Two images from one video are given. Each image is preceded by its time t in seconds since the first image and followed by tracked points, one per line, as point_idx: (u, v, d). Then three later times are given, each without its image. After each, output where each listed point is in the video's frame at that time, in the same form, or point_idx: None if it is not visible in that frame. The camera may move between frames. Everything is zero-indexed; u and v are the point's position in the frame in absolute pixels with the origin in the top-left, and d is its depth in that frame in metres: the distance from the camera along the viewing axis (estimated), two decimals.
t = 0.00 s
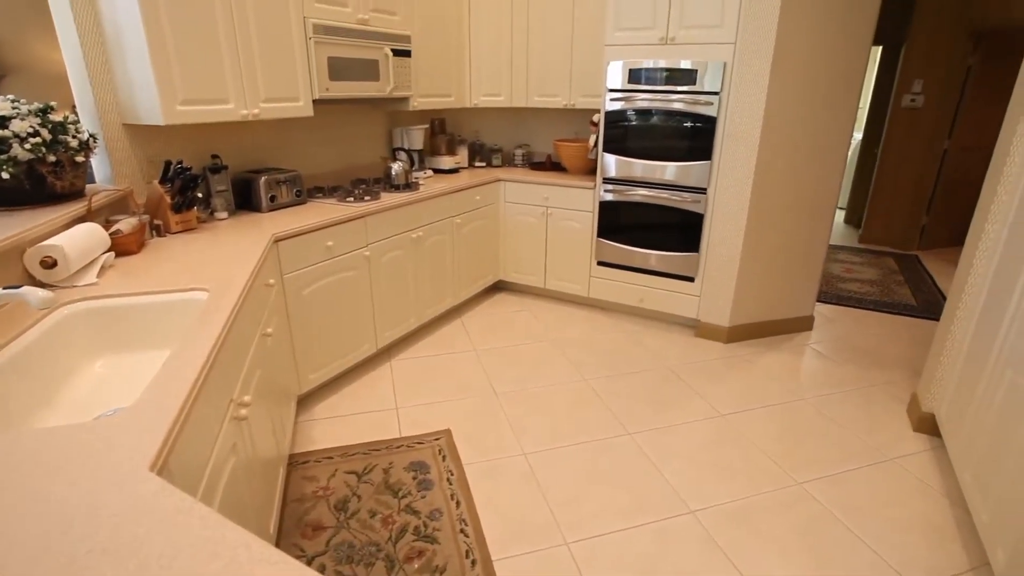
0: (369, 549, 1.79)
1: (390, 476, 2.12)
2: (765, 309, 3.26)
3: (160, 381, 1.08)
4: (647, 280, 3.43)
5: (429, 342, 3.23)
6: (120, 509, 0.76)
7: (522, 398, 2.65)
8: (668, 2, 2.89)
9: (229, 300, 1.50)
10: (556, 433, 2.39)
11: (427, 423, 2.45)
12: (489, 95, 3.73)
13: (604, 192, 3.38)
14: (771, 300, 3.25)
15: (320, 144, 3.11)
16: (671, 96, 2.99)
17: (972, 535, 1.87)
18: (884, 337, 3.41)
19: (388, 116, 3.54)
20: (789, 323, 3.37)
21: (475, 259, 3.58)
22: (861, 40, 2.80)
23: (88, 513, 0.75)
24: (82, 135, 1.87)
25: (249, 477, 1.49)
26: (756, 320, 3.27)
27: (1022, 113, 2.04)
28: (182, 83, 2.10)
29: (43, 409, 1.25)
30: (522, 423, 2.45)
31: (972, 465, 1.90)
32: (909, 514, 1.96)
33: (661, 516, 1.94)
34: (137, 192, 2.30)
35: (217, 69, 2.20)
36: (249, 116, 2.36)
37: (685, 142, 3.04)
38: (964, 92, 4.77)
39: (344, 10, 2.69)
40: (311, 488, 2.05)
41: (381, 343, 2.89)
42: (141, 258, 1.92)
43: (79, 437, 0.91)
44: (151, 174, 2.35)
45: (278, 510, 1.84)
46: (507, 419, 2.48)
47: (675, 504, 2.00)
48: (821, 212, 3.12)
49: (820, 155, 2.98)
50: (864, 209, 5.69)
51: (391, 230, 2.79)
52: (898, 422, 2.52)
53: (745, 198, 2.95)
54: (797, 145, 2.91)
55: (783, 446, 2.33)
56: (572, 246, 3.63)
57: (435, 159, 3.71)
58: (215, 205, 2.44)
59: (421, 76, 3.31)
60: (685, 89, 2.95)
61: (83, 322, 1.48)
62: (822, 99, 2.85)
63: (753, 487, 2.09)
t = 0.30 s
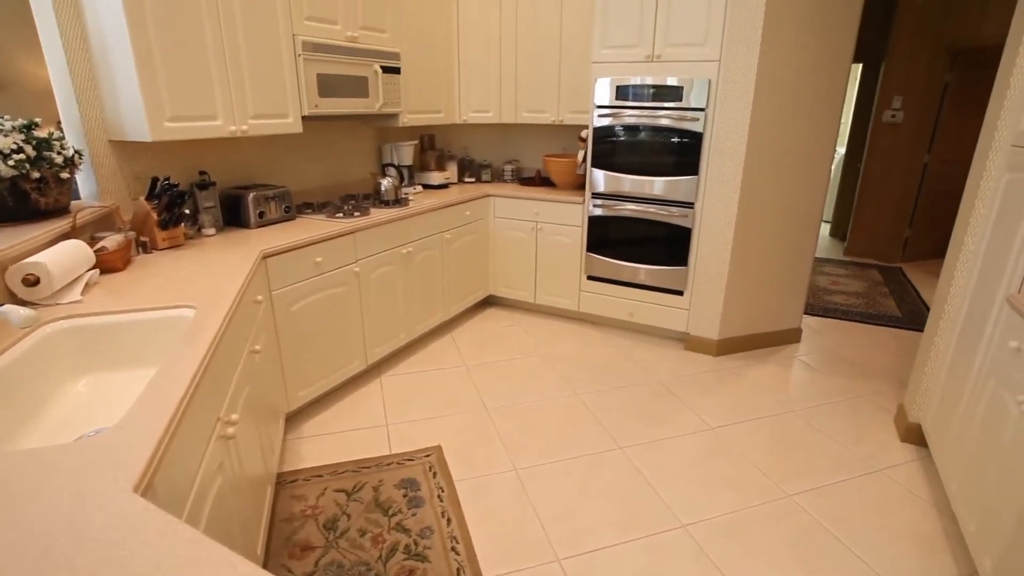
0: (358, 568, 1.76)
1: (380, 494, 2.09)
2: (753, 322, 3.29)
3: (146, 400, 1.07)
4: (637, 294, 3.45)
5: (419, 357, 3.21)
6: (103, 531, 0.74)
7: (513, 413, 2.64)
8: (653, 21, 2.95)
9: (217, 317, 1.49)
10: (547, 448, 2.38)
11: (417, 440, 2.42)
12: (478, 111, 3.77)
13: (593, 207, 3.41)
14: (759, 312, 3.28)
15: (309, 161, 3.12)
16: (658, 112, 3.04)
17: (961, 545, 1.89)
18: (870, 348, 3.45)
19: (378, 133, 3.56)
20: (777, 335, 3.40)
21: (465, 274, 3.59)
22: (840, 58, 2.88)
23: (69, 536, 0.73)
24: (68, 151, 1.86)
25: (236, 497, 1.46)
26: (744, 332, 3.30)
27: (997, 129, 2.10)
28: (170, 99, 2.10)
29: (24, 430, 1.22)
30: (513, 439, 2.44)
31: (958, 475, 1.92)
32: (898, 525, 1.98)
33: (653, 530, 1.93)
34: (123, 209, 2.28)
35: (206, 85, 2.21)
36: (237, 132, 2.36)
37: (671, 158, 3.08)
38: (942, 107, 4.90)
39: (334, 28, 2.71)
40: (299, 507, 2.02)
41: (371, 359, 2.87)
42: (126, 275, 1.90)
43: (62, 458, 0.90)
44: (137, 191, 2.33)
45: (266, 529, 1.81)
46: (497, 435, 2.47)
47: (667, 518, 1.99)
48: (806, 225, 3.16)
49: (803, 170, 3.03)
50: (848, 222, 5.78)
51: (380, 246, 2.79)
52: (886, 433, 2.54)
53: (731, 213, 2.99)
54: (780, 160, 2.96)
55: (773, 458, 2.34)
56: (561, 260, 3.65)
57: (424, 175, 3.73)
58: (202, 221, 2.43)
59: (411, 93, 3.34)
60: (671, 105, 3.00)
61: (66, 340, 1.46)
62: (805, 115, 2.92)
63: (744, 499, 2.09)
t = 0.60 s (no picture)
0: None
1: (370, 512, 2.07)
2: (742, 335, 3.32)
3: (130, 419, 1.05)
4: (627, 308, 3.46)
5: (409, 373, 3.19)
6: (82, 554, 0.73)
7: (504, 428, 2.63)
8: (640, 39, 3.01)
9: (205, 334, 1.48)
10: (539, 464, 2.36)
11: (408, 456, 2.40)
12: (467, 127, 3.80)
13: (582, 221, 3.43)
14: (748, 325, 3.31)
15: (299, 176, 3.12)
16: (646, 128, 3.09)
17: (950, 555, 1.89)
18: (857, 360, 3.48)
19: (368, 148, 3.58)
20: (766, 347, 3.42)
21: (455, 289, 3.59)
22: (822, 75, 2.94)
23: (49, 560, 0.71)
24: (54, 168, 1.86)
25: (223, 517, 1.44)
26: (733, 345, 3.32)
27: (973, 144, 2.15)
28: (158, 116, 2.10)
29: (5, 451, 1.20)
30: (505, 454, 2.42)
31: (947, 485, 1.93)
32: (889, 535, 1.98)
33: (645, 545, 1.92)
34: (110, 225, 2.26)
35: (194, 102, 2.21)
36: (226, 148, 2.36)
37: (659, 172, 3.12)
38: (921, 124, 5.03)
39: (324, 45, 2.74)
40: (287, 526, 1.98)
41: (360, 375, 2.84)
42: (112, 292, 1.88)
43: (42, 480, 0.88)
44: (125, 207, 2.31)
45: (253, 550, 1.77)
46: (489, 451, 2.45)
47: (659, 533, 1.98)
48: (792, 239, 3.21)
49: (789, 184, 3.08)
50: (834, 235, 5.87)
51: (370, 261, 2.79)
52: (874, 443, 2.56)
53: (719, 226, 3.02)
54: (766, 175, 3.01)
55: (764, 470, 2.35)
56: (551, 274, 3.66)
57: (414, 190, 3.74)
58: (190, 237, 2.41)
59: (401, 109, 3.36)
60: (659, 121, 3.05)
61: (50, 359, 1.43)
62: (789, 130, 2.97)
63: (736, 512, 2.09)
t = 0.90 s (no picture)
0: None
1: (360, 529, 2.04)
2: (731, 348, 3.34)
3: (116, 437, 1.04)
4: (617, 322, 3.48)
5: (400, 389, 3.18)
6: None
7: (495, 444, 2.62)
8: (628, 57, 3.06)
9: (194, 350, 1.47)
10: (530, 479, 2.35)
11: (398, 473, 2.38)
12: (458, 143, 3.83)
13: (572, 236, 3.46)
14: (737, 338, 3.33)
15: (290, 193, 3.12)
16: (634, 144, 3.13)
17: (940, 566, 1.90)
18: (846, 372, 3.51)
19: (359, 164, 3.59)
20: (755, 360, 3.45)
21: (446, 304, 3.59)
22: (806, 92, 3.01)
23: None
24: (41, 184, 1.85)
25: (210, 538, 1.41)
26: (723, 358, 3.34)
27: (954, 160, 2.21)
28: (148, 132, 2.10)
29: None
30: (496, 471, 2.41)
31: (935, 496, 1.94)
32: (880, 548, 1.99)
33: (637, 561, 1.91)
34: (98, 241, 2.25)
35: (185, 118, 2.21)
36: (216, 164, 2.36)
37: (648, 188, 3.16)
38: (903, 139, 5.13)
39: (315, 62, 2.76)
40: (276, 545, 1.95)
41: (351, 392, 2.82)
42: (98, 309, 1.86)
43: (24, 502, 0.87)
44: (113, 223, 2.30)
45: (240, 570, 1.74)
46: (480, 467, 2.44)
47: (652, 548, 1.97)
48: (780, 252, 3.25)
49: (775, 198, 3.13)
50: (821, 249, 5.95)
51: (361, 277, 2.78)
52: (864, 455, 2.57)
53: (707, 241, 3.06)
54: (753, 190, 3.05)
55: (754, 483, 2.35)
56: (542, 289, 3.67)
57: (405, 206, 3.76)
58: (179, 253, 2.40)
59: (391, 125, 3.38)
60: (647, 137, 3.10)
61: (34, 377, 1.42)
62: (774, 146, 3.02)
63: (728, 527, 2.08)
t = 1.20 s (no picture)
0: None
1: (350, 548, 2.01)
2: (723, 361, 3.35)
3: (102, 456, 1.02)
4: (609, 336, 3.48)
5: (392, 405, 3.15)
6: None
7: (488, 460, 2.60)
8: (617, 74, 3.11)
9: (182, 367, 1.45)
10: (523, 495, 2.34)
11: (390, 490, 2.35)
12: (449, 158, 3.85)
13: (564, 251, 3.48)
14: (728, 351, 3.35)
15: (281, 208, 3.12)
16: (625, 160, 3.17)
17: None
18: (836, 385, 3.53)
19: (350, 179, 3.61)
20: (746, 373, 3.46)
21: (438, 319, 3.58)
22: (792, 109, 3.06)
23: None
24: (28, 199, 1.84)
25: (196, 558, 1.38)
26: (715, 372, 3.35)
27: (937, 176, 2.25)
28: (139, 148, 2.10)
29: None
30: (489, 487, 2.39)
31: (926, 508, 1.95)
32: (873, 561, 1.98)
33: None
34: (85, 256, 2.23)
35: (175, 133, 2.21)
36: (207, 179, 2.36)
37: (639, 202, 3.19)
38: (888, 155, 5.23)
39: (306, 78, 2.78)
40: (264, 566, 1.92)
41: (342, 408, 2.80)
42: (85, 325, 1.84)
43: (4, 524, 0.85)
44: (101, 238, 2.28)
45: None
46: (472, 483, 2.42)
47: (645, 564, 1.96)
48: (769, 266, 3.28)
49: (764, 212, 3.17)
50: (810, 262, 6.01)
51: (352, 292, 2.78)
52: (856, 468, 2.58)
53: (697, 254, 3.09)
54: (742, 204, 3.09)
55: (747, 497, 2.35)
56: (534, 303, 3.68)
57: (396, 221, 3.76)
58: (168, 268, 2.39)
59: (384, 141, 3.40)
60: (637, 153, 3.13)
61: (18, 395, 1.39)
62: (761, 161, 3.07)
63: (722, 542, 2.07)
